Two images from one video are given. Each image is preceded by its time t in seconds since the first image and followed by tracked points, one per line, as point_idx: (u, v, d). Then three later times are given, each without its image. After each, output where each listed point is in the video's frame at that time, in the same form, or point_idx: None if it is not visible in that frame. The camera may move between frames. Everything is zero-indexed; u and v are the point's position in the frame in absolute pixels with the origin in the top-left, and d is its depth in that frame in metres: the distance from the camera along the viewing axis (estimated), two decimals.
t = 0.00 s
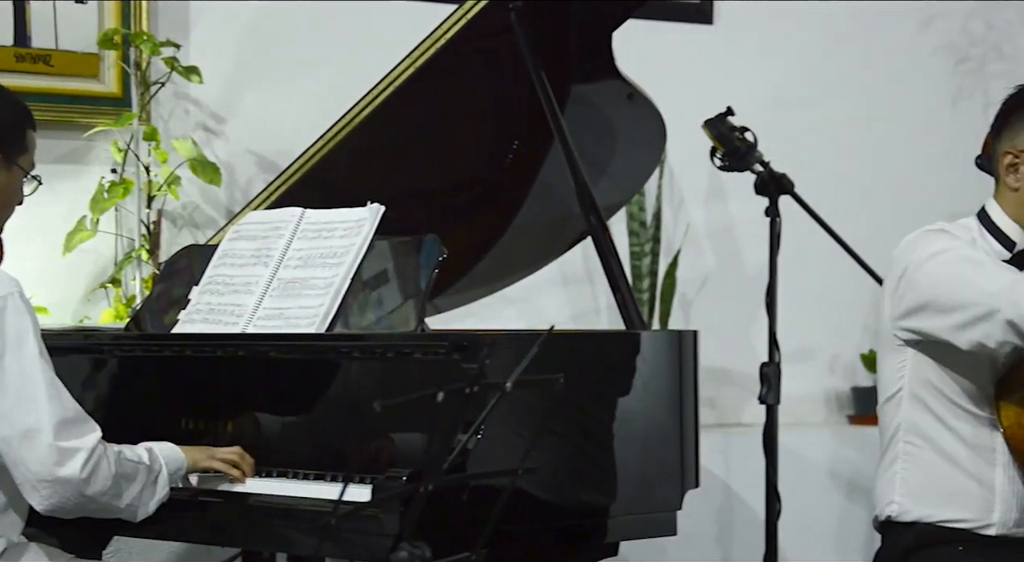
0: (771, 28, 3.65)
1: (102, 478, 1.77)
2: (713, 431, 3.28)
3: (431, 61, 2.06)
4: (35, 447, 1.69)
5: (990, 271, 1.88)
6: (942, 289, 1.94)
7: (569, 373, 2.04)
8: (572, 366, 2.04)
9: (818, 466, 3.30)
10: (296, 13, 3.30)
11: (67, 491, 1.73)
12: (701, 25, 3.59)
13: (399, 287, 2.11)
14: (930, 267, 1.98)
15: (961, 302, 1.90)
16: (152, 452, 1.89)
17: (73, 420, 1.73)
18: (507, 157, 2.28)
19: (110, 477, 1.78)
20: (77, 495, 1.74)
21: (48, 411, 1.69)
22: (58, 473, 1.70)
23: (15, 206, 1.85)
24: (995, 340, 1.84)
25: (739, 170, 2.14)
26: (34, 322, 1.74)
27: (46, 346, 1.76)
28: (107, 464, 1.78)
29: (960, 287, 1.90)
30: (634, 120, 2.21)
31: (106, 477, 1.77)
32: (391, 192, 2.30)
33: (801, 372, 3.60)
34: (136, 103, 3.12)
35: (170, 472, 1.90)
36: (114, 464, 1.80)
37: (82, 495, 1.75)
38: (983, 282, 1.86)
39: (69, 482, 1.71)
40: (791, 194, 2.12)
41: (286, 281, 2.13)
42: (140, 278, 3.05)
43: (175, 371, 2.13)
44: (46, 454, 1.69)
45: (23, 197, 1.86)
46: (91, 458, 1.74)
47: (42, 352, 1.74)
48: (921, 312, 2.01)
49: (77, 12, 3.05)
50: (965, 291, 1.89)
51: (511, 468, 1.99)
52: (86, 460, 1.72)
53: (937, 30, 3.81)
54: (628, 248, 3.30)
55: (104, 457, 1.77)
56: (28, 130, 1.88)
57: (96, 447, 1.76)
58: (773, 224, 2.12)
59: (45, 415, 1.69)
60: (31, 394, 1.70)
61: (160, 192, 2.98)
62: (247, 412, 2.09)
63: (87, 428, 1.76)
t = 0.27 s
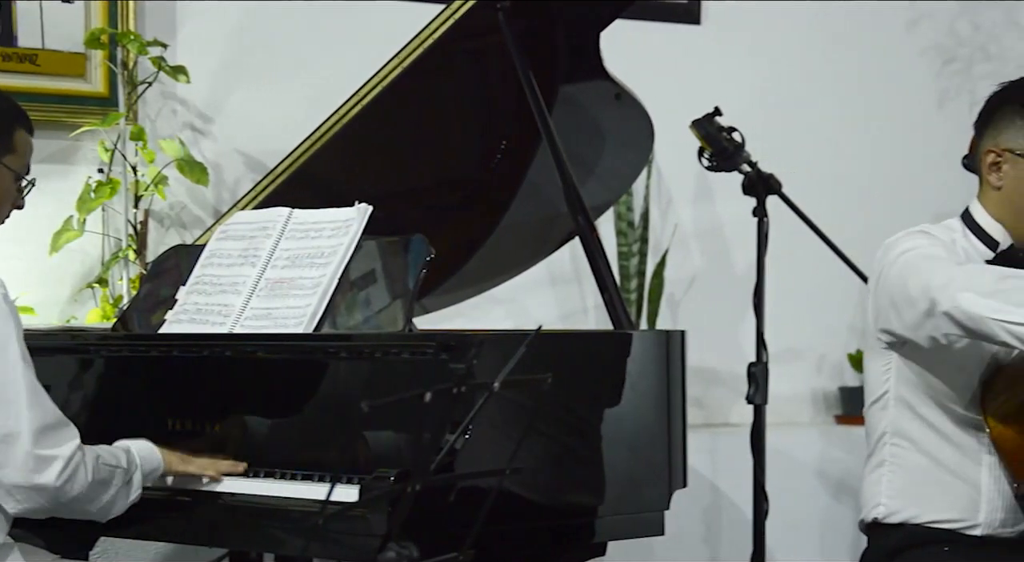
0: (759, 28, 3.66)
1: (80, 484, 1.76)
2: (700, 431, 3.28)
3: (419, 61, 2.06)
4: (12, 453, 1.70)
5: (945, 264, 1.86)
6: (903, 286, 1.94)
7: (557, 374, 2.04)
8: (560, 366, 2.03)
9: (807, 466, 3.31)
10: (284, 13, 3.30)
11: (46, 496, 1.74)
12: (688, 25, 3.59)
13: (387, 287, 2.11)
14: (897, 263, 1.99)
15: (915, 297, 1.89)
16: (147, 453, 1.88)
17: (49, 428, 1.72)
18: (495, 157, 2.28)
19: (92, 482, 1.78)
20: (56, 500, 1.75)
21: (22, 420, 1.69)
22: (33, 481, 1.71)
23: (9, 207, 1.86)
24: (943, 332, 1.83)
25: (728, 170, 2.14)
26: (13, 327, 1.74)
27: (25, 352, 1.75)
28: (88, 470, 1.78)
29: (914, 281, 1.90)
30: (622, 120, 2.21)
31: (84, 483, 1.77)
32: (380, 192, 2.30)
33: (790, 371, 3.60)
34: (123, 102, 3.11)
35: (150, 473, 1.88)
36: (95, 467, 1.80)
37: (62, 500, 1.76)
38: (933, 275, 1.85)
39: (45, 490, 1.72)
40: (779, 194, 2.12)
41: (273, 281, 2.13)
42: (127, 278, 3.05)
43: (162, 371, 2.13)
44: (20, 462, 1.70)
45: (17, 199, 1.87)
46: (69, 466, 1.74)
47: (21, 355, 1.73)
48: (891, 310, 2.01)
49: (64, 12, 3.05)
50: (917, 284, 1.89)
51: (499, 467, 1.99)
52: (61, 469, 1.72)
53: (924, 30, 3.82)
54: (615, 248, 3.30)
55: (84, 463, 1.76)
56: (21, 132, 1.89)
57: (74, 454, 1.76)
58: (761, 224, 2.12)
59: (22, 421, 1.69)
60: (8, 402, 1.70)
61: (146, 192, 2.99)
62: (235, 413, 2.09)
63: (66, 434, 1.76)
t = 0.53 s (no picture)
0: (741, 29, 3.66)
1: (78, 460, 1.76)
2: (683, 431, 3.29)
3: (402, 60, 2.06)
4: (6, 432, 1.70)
5: (917, 243, 1.89)
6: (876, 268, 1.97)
7: (539, 373, 2.04)
8: (541, 366, 2.04)
9: (789, 466, 3.32)
10: (266, 13, 3.30)
11: (42, 474, 1.73)
12: (670, 26, 3.59)
13: (369, 288, 2.11)
14: (871, 249, 2.01)
15: (888, 277, 1.92)
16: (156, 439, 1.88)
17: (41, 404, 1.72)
18: (478, 157, 2.28)
19: (90, 460, 1.78)
20: (53, 479, 1.75)
21: (14, 395, 1.69)
22: (27, 455, 1.71)
23: None
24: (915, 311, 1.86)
25: (710, 171, 2.13)
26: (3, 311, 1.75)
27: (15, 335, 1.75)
28: (86, 448, 1.77)
29: (888, 264, 1.93)
30: (605, 119, 2.22)
31: (84, 459, 1.76)
32: (363, 192, 2.30)
33: (772, 371, 3.60)
34: (104, 101, 3.09)
35: (159, 458, 1.87)
36: (99, 446, 1.80)
37: (58, 478, 1.75)
38: (906, 254, 1.88)
39: (40, 465, 1.71)
40: (761, 195, 2.13)
41: (256, 282, 2.12)
42: (108, 279, 3.01)
43: (144, 371, 2.12)
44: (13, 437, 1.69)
45: None
46: (64, 441, 1.74)
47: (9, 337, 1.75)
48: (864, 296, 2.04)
49: (44, 11, 3.02)
50: (889, 266, 1.92)
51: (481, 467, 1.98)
52: (55, 443, 1.72)
53: (905, 31, 3.84)
54: (598, 248, 3.29)
55: (80, 440, 1.76)
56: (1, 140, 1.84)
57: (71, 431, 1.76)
58: (743, 225, 2.12)
59: (9, 401, 1.69)
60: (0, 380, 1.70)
61: (128, 192, 2.99)
62: (219, 414, 2.09)
63: (62, 412, 1.76)
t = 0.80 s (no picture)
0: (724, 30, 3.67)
1: (71, 451, 1.77)
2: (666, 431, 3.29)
3: (385, 60, 2.06)
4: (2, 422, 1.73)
5: (908, 240, 1.90)
6: (865, 265, 1.97)
7: (522, 374, 2.04)
8: (524, 366, 2.04)
9: (770, 466, 3.33)
10: (248, 13, 3.29)
11: (36, 463, 1.75)
12: (652, 26, 3.60)
13: (352, 288, 2.11)
14: (860, 244, 2.01)
15: (877, 273, 1.92)
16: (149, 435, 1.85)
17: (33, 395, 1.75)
18: (461, 157, 2.28)
19: (82, 451, 1.78)
20: (47, 469, 1.76)
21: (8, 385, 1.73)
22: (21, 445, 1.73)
23: None
24: (906, 307, 1.86)
25: (693, 171, 2.14)
26: None
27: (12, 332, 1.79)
28: (79, 439, 1.78)
29: (877, 260, 1.93)
30: (587, 119, 2.22)
31: (78, 448, 1.77)
32: (346, 192, 2.30)
33: (754, 372, 3.61)
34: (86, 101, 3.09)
35: (152, 454, 1.84)
36: (92, 439, 1.80)
37: (52, 468, 1.76)
38: (896, 250, 1.89)
39: (32, 453, 1.73)
40: (745, 195, 2.13)
41: (238, 282, 2.12)
42: (90, 279, 3.02)
43: (126, 372, 2.12)
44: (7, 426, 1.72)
45: None
46: (55, 431, 1.75)
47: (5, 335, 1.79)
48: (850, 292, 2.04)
49: (25, 10, 3.01)
50: (879, 261, 1.92)
51: (464, 467, 1.98)
52: (47, 431, 1.74)
53: (888, 33, 3.83)
54: (581, 248, 3.29)
55: (71, 430, 1.77)
56: None
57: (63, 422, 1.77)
58: (726, 225, 2.13)
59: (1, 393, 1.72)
60: None
61: (110, 192, 2.98)
62: (202, 414, 2.08)
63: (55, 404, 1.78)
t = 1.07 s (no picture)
0: (708, 30, 3.67)
1: (49, 466, 1.88)
2: (651, 431, 3.29)
3: (370, 60, 2.05)
4: None
5: (896, 241, 1.87)
6: (853, 268, 1.94)
7: (506, 374, 2.03)
8: (509, 366, 2.03)
9: (755, 465, 3.33)
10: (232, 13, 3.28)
11: (14, 476, 1.86)
12: (636, 26, 3.59)
13: (336, 288, 2.11)
14: (847, 247, 1.99)
15: (864, 274, 1.90)
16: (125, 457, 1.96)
17: (13, 410, 1.86)
18: (446, 157, 2.28)
19: (60, 468, 1.89)
20: (24, 482, 1.87)
21: None
22: None
23: None
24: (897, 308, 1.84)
25: (678, 171, 2.14)
26: None
27: None
28: (57, 455, 1.89)
29: (865, 261, 1.90)
30: (572, 119, 2.23)
31: (55, 463, 1.88)
32: (332, 192, 2.29)
33: (739, 371, 3.61)
34: (70, 101, 3.06)
35: (125, 478, 1.94)
36: (71, 455, 1.91)
37: (29, 482, 1.87)
38: (884, 251, 1.86)
39: (10, 466, 1.84)
40: (728, 195, 2.13)
41: (222, 282, 2.11)
42: (73, 279, 3.00)
43: (111, 372, 2.12)
44: None
45: None
46: (34, 446, 1.86)
47: None
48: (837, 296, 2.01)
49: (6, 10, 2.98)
50: (867, 262, 1.89)
51: (450, 468, 1.97)
52: (26, 446, 1.85)
53: (872, 32, 3.85)
54: (566, 248, 3.29)
55: (50, 447, 1.88)
56: None
57: (41, 438, 1.88)
58: (711, 225, 2.13)
59: None
60: None
61: (93, 192, 2.98)
62: (186, 414, 2.08)
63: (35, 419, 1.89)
